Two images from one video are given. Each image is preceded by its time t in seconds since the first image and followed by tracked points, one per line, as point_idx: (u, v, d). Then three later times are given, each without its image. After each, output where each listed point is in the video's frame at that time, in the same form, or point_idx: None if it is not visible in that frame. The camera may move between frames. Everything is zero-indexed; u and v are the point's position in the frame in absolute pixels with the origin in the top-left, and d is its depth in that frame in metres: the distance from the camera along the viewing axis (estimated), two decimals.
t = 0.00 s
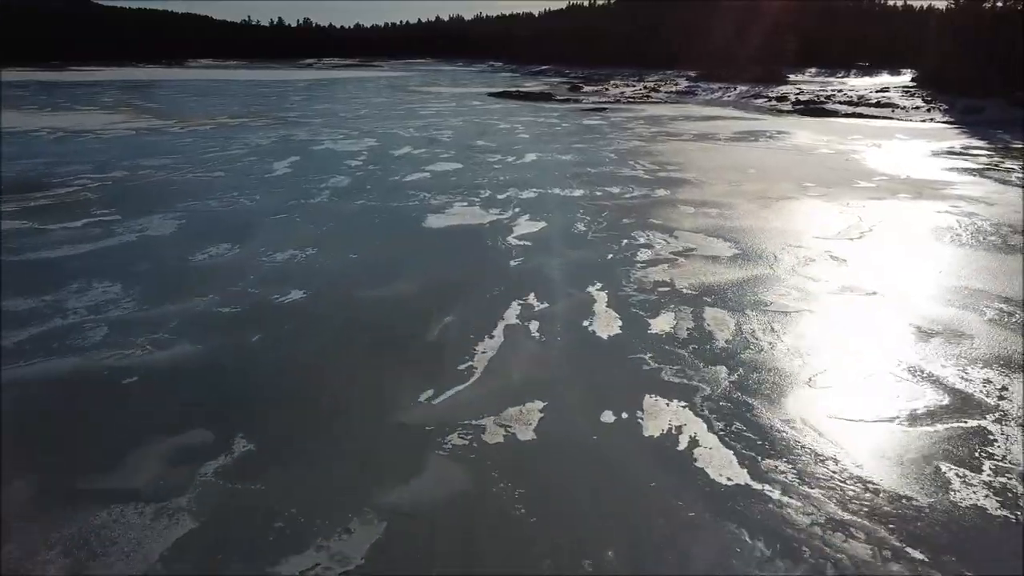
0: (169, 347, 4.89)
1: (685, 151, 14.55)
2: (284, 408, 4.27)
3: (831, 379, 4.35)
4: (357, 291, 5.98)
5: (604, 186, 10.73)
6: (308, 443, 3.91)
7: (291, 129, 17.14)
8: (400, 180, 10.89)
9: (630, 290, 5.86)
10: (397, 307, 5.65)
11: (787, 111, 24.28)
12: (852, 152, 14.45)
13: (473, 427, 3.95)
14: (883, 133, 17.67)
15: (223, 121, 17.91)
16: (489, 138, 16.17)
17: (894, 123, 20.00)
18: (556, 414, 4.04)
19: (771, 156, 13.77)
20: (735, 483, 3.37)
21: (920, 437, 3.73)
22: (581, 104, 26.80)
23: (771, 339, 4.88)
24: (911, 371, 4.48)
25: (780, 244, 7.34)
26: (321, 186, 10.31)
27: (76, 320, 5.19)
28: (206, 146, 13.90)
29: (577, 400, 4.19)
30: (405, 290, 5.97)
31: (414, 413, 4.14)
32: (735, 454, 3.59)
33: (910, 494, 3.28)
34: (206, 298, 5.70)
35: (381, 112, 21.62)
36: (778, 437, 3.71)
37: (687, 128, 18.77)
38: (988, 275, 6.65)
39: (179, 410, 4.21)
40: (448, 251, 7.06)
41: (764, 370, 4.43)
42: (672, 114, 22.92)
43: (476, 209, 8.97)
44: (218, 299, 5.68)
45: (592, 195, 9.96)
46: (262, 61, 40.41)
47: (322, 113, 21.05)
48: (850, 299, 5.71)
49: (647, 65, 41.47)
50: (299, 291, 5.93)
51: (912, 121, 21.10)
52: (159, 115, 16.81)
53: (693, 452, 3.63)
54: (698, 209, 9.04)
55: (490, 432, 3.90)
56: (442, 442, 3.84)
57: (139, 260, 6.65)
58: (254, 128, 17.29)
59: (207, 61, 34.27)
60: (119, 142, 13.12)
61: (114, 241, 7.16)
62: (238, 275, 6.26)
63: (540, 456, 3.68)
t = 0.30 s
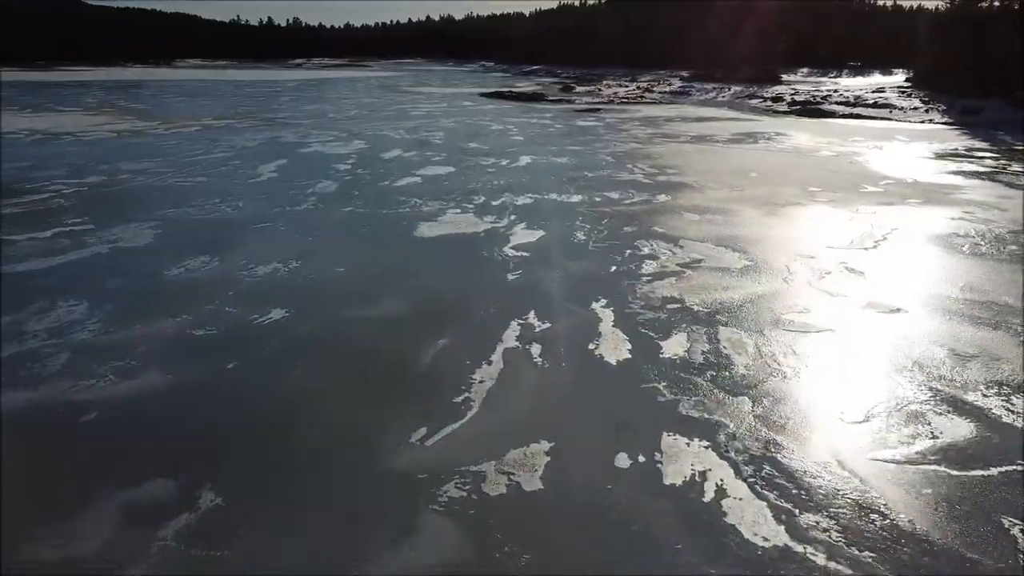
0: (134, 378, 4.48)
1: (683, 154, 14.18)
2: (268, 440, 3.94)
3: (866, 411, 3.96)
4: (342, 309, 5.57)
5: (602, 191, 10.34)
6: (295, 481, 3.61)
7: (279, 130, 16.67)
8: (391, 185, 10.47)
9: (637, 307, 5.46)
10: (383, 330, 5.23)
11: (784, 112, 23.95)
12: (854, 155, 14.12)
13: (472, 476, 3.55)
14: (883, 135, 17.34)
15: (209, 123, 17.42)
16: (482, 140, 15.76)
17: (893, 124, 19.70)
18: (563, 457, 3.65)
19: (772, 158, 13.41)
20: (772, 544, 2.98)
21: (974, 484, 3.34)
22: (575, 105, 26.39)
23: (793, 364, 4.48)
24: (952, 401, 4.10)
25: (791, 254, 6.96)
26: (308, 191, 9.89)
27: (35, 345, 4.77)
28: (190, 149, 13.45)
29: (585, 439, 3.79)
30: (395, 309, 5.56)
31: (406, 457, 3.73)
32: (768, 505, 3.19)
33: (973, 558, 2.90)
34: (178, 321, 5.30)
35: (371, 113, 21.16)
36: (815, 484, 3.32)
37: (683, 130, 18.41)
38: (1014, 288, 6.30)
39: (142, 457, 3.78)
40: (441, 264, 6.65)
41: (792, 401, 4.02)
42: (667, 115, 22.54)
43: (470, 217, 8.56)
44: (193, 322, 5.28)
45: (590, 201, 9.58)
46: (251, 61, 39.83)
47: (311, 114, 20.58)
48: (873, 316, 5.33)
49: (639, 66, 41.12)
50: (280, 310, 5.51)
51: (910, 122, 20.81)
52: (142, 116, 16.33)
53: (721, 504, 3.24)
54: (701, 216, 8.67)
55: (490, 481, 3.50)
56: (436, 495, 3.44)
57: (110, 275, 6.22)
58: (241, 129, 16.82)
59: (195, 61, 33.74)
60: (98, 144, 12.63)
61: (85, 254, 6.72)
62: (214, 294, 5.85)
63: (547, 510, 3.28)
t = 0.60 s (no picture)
0: (96, 413, 4.09)
1: (681, 157, 13.82)
2: (267, 444, 3.85)
3: (911, 450, 3.56)
4: (329, 328, 5.18)
5: (600, 196, 9.97)
6: (295, 483, 3.56)
7: (265, 133, 16.23)
8: (380, 191, 10.06)
9: (648, 328, 5.05)
10: (379, 340, 4.97)
11: (780, 113, 23.63)
12: (855, 157, 13.81)
13: (473, 535, 3.14)
14: (884, 137, 17.00)
15: (194, 125, 16.95)
16: (475, 143, 15.38)
17: (892, 126, 19.37)
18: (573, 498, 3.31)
19: (772, 161, 13.07)
20: None
21: None
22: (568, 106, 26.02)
23: (823, 393, 4.11)
24: (1004, 438, 3.71)
25: (805, 267, 6.59)
26: (293, 198, 9.49)
27: None
28: (173, 153, 13.03)
29: (599, 485, 3.39)
30: (386, 326, 5.19)
31: (398, 512, 3.31)
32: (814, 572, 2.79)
33: None
34: (147, 346, 4.91)
35: (361, 114, 20.72)
36: (865, 546, 2.92)
37: (680, 132, 18.06)
38: None
39: (135, 461, 3.72)
40: (435, 275, 6.25)
41: (829, 441, 3.62)
42: (662, 116, 22.19)
43: (465, 225, 8.16)
44: (165, 347, 4.89)
45: (589, 207, 9.20)
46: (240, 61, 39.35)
47: (298, 115, 20.13)
48: (902, 337, 4.95)
49: (631, 66, 40.79)
50: (260, 332, 5.12)
51: (908, 123, 20.52)
52: (124, 117, 15.87)
53: (761, 570, 2.83)
54: (706, 223, 8.31)
55: (494, 543, 3.09)
56: (435, 559, 3.02)
57: (77, 292, 5.79)
58: (226, 131, 16.35)
59: (184, 61, 33.23)
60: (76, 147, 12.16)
61: (53, 267, 6.28)
62: (190, 312, 5.46)
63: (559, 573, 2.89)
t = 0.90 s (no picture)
0: (54, 452, 3.69)
1: (680, 160, 13.44)
2: (266, 444, 3.88)
3: (970, 500, 3.19)
4: (315, 354, 4.84)
5: (600, 202, 9.57)
6: (293, 482, 3.57)
7: (251, 135, 15.77)
8: (370, 197, 9.65)
9: (661, 352, 4.65)
10: (373, 359, 4.75)
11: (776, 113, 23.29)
12: (859, 160, 13.47)
13: None
14: (885, 138, 16.67)
15: (178, 127, 16.47)
16: (468, 145, 14.97)
17: (892, 128, 19.04)
18: (587, 547, 3.00)
19: (775, 165, 12.70)
20: None
21: None
22: (561, 107, 25.60)
23: (862, 430, 3.72)
24: None
25: (822, 280, 6.21)
26: (278, 204, 9.05)
27: None
28: (156, 157, 12.57)
29: (620, 540, 3.02)
30: (377, 350, 4.87)
31: None
32: None
33: None
34: (114, 375, 4.52)
35: (351, 116, 20.27)
36: None
37: (677, 133, 17.68)
38: None
39: (132, 462, 3.70)
40: (430, 290, 5.89)
41: (877, 493, 3.22)
42: (658, 117, 21.81)
43: (459, 234, 7.74)
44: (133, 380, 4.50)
45: (589, 215, 8.81)
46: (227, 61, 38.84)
47: (286, 117, 19.67)
48: (937, 362, 4.57)
49: (624, 66, 40.43)
50: (239, 359, 4.77)
51: (908, 124, 20.20)
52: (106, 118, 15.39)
53: None
54: (713, 231, 7.93)
55: None
56: None
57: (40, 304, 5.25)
58: (211, 134, 15.88)
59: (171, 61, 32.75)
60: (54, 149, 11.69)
61: (15, 280, 5.74)
62: (163, 335, 5.06)
63: None
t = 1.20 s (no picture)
0: None
1: (679, 163, 13.06)
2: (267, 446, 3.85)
3: None
4: (298, 388, 4.46)
5: (600, 209, 9.18)
6: (294, 482, 3.54)
7: (236, 138, 15.29)
8: (359, 203, 9.22)
9: (679, 381, 4.24)
10: (362, 388, 4.43)
11: (772, 115, 22.96)
12: (862, 164, 13.13)
13: None
14: (885, 141, 16.37)
15: (160, 129, 15.96)
16: (460, 149, 14.56)
17: (891, 129, 18.76)
18: None
19: (776, 169, 12.34)
20: None
21: None
22: (553, 107, 25.19)
23: (912, 474, 3.33)
24: None
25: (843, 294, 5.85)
26: (261, 213, 8.61)
27: None
28: (135, 161, 12.07)
29: None
30: (366, 382, 4.50)
31: None
32: None
33: None
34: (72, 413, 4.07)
35: (338, 117, 19.79)
36: None
37: (673, 135, 17.32)
38: None
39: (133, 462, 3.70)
40: (423, 313, 5.51)
41: (942, 557, 2.83)
42: (652, 118, 21.44)
43: (454, 244, 7.32)
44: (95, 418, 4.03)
45: (589, 222, 8.42)
46: (212, 60, 38.16)
47: (273, 119, 19.18)
48: (981, 392, 4.20)
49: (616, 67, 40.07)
50: (214, 393, 4.37)
51: (906, 126, 19.90)
52: (86, 120, 14.89)
53: None
54: (721, 241, 7.54)
55: None
56: None
57: None
58: (194, 136, 15.38)
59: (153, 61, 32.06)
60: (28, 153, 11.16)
61: None
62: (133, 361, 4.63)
63: None
